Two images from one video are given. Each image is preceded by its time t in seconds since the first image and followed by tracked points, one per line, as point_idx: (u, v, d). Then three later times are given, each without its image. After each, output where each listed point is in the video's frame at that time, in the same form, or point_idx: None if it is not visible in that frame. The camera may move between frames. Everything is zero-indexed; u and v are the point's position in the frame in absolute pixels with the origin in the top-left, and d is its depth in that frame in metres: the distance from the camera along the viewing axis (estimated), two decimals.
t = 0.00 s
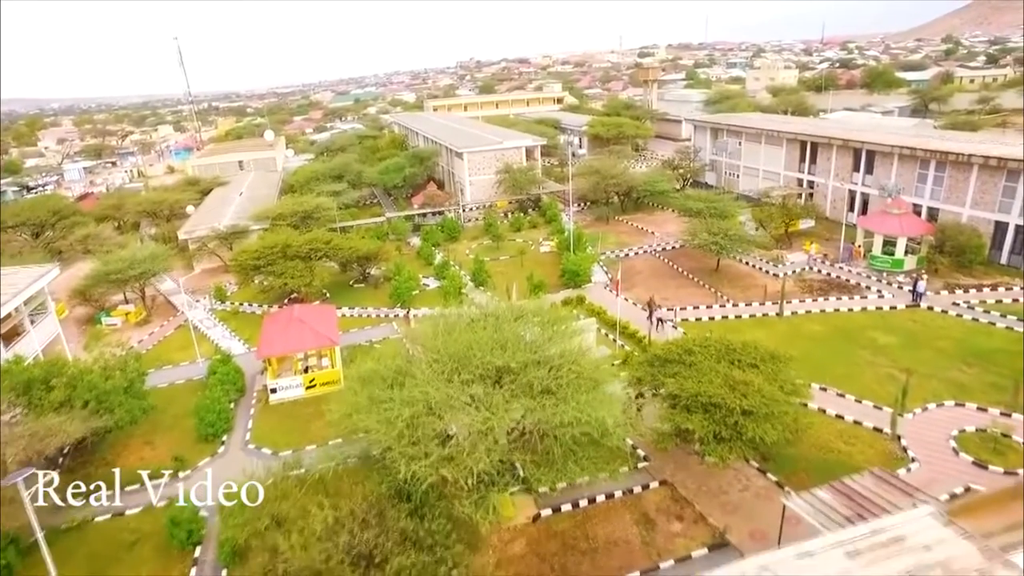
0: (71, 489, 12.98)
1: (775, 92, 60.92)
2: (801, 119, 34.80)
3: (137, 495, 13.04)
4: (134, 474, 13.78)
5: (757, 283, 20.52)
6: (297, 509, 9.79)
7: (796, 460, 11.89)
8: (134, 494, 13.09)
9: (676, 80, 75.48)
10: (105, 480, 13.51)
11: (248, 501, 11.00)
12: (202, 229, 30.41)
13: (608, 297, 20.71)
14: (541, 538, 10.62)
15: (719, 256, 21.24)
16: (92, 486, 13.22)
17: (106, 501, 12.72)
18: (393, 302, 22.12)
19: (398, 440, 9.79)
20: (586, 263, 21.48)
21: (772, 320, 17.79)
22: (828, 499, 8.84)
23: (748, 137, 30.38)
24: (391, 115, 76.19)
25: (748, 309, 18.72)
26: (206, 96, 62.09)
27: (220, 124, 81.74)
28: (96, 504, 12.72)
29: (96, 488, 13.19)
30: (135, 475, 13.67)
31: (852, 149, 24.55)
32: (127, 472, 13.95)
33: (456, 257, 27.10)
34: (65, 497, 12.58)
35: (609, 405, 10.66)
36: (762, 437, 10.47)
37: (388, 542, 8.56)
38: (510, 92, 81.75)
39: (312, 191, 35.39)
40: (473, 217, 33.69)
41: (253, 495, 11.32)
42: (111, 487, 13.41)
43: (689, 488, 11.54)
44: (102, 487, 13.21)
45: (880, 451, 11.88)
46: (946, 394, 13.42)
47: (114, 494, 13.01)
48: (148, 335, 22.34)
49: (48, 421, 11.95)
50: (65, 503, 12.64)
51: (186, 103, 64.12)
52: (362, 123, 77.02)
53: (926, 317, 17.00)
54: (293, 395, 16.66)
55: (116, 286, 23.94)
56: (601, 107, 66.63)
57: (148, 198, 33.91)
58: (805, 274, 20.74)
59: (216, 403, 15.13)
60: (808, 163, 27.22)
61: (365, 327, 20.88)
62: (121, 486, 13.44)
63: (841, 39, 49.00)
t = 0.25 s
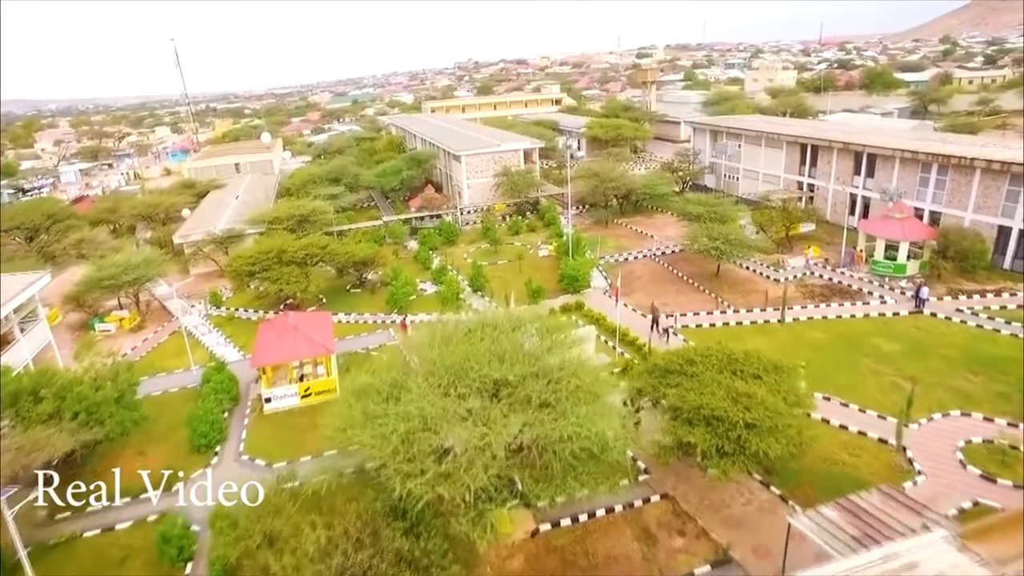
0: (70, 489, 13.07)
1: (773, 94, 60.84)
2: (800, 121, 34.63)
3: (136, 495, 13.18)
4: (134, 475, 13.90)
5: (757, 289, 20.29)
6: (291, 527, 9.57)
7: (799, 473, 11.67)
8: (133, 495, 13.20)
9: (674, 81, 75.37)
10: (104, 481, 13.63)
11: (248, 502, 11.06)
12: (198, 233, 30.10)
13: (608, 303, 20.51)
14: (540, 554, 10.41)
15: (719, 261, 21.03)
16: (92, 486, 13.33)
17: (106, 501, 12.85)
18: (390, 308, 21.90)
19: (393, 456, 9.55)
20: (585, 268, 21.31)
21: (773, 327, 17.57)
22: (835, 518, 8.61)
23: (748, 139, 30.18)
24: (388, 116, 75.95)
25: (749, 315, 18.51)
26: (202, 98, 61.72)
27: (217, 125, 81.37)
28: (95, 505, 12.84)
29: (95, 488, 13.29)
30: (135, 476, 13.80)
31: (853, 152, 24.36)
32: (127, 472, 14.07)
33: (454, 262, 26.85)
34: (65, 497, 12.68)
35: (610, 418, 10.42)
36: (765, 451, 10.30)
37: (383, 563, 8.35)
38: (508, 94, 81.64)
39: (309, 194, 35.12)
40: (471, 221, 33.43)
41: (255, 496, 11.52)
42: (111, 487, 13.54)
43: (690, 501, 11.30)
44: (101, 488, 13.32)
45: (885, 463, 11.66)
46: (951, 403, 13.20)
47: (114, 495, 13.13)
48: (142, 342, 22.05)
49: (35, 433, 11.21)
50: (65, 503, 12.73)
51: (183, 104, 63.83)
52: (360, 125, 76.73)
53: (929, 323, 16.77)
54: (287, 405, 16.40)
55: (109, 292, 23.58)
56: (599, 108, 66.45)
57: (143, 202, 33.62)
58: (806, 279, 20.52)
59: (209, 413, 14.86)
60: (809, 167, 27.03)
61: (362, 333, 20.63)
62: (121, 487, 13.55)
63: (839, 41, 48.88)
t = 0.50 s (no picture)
0: (71, 488, 13.16)
1: (773, 94, 60.72)
2: (800, 123, 34.48)
3: (136, 495, 13.29)
4: (134, 475, 14.00)
5: (759, 293, 20.08)
6: (285, 544, 9.35)
7: (804, 484, 11.45)
8: (132, 495, 13.29)
9: (673, 82, 75.28)
10: (104, 480, 13.72)
11: (247, 504, 11.67)
12: (194, 236, 29.85)
13: (608, 308, 20.29)
14: (539, 569, 10.16)
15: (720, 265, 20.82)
16: (92, 486, 13.43)
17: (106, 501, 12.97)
18: (387, 313, 21.70)
19: (389, 471, 9.32)
20: (584, 272, 21.14)
21: (775, 333, 17.37)
22: (842, 535, 8.39)
23: (748, 141, 30.00)
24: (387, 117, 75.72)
25: (750, 320, 18.30)
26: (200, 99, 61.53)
27: (215, 126, 81.11)
28: (95, 504, 12.94)
29: (95, 488, 13.39)
30: (134, 475, 13.90)
31: (855, 154, 24.18)
32: (127, 472, 14.16)
33: (452, 265, 26.66)
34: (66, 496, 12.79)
35: (611, 431, 10.17)
36: (769, 464, 10.07)
37: None
38: (507, 94, 81.51)
39: (306, 196, 34.91)
40: (469, 224, 33.24)
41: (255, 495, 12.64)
42: (110, 487, 13.63)
43: (692, 514, 11.07)
44: (101, 488, 13.42)
45: (890, 474, 11.44)
46: (957, 412, 12.99)
47: (114, 494, 13.23)
48: (136, 348, 21.86)
49: (23, 448, 11.16)
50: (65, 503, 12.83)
51: (181, 105, 63.64)
52: (358, 126, 76.55)
53: (933, 329, 16.54)
54: (283, 413, 16.16)
55: (104, 297, 23.29)
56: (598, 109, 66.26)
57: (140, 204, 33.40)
58: (808, 284, 20.30)
59: (202, 422, 14.60)
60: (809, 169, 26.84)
61: (358, 339, 20.39)
62: (121, 487, 13.63)
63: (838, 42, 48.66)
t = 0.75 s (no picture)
0: (71, 488, 13.28)
1: (772, 95, 60.50)
2: (801, 125, 34.25)
3: (136, 495, 13.42)
4: (134, 476, 14.15)
5: (761, 299, 19.82)
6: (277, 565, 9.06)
7: (809, 498, 11.18)
8: (132, 495, 13.42)
9: (672, 83, 75.04)
10: (104, 481, 13.85)
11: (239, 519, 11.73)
12: (189, 240, 29.53)
13: (608, 314, 20.05)
14: None
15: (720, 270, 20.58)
16: (92, 486, 13.56)
17: (106, 501, 13.10)
18: (384, 319, 21.42)
19: (384, 489, 9.03)
20: (584, 277, 20.91)
21: (777, 340, 17.13)
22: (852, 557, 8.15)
23: (749, 144, 29.76)
24: (385, 119, 75.45)
25: (752, 327, 18.05)
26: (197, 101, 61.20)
27: (213, 128, 80.81)
28: (95, 504, 13.07)
29: (96, 488, 13.53)
30: (134, 476, 14.02)
31: (857, 157, 23.94)
32: (127, 473, 14.31)
33: (450, 269, 26.40)
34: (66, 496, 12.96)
35: (612, 447, 9.90)
36: (775, 480, 9.79)
37: None
38: (505, 95, 81.19)
39: (303, 199, 34.61)
40: (467, 227, 32.97)
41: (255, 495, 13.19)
42: (110, 487, 13.76)
43: (696, 529, 10.79)
44: (101, 488, 13.54)
45: (899, 487, 11.17)
46: (965, 423, 12.72)
47: (114, 495, 13.36)
48: (130, 354, 21.60)
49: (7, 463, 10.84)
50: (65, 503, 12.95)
51: (177, 107, 63.29)
52: (356, 127, 76.24)
53: (938, 335, 16.30)
54: (278, 423, 15.88)
55: (98, 303, 22.92)
56: (597, 111, 65.98)
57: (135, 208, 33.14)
58: (810, 289, 20.06)
59: (196, 433, 14.18)
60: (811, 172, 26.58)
61: (355, 345, 20.12)
62: (120, 487, 13.75)
63: (838, 42, 48.30)
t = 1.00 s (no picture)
0: (70, 488, 13.39)
1: (772, 96, 60.33)
2: (801, 127, 34.04)
3: (136, 495, 13.63)
4: (135, 475, 14.35)
5: (763, 304, 19.56)
6: None
7: (815, 512, 10.94)
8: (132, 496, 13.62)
9: (671, 84, 74.88)
10: (104, 480, 14.01)
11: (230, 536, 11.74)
12: (185, 243, 29.20)
13: (609, 319, 19.79)
14: None
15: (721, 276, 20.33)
16: (92, 486, 13.70)
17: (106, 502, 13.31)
18: (382, 324, 21.15)
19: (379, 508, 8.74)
20: (584, 282, 20.68)
21: (780, 347, 16.87)
22: None
23: (749, 146, 29.52)
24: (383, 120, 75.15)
25: (755, 333, 17.78)
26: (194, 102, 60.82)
27: (211, 129, 80.46)
28: (96, 504, 13.26)
29: (95, 488, 13.68)
30: (134, 476, 14.20)
31: (859, 160, 23.70)
32: (127, 472, 14.52)
33: (449, 274, 26.13)
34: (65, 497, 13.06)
35: (615, 463, 9.62)
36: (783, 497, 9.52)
37: None
38: (504, 96, 80.94)
39: (300, 202, 34.31)
40: (466, 230, 32.70)
41: (255, 494, 13.43)
42: (110, 487, 13.93)
43: (699, 545, 10.52)
44: (101, 488, 13.72)
45: (907, 501, 10.91)
46: (974, 433, 12.45)
47: (114, 495, 13.56)
48: (124, 361, 21.30)
49: None
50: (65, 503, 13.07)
51: (175, 109, 62.91)
52: (354, 128, 75.93)
53: (944, 343, 16.03)
54: (273, 433, 15.58)
55: (91, 308, 22.51)
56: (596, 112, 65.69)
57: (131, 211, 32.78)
58: (813, 294, 19.80)
59: (189, 444, 13.78)
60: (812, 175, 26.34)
61: (352, 352, 19.83)
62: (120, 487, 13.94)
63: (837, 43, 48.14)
